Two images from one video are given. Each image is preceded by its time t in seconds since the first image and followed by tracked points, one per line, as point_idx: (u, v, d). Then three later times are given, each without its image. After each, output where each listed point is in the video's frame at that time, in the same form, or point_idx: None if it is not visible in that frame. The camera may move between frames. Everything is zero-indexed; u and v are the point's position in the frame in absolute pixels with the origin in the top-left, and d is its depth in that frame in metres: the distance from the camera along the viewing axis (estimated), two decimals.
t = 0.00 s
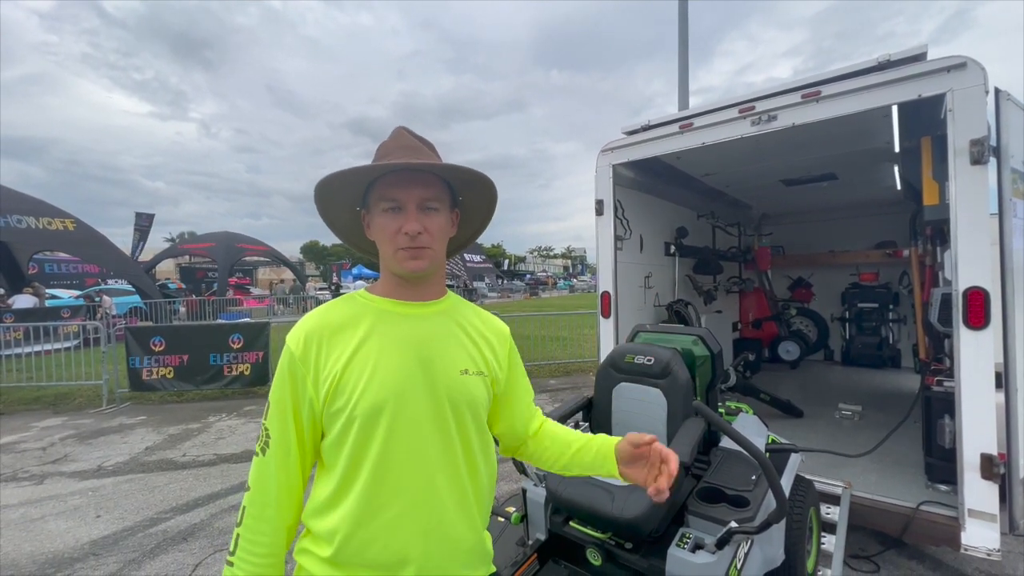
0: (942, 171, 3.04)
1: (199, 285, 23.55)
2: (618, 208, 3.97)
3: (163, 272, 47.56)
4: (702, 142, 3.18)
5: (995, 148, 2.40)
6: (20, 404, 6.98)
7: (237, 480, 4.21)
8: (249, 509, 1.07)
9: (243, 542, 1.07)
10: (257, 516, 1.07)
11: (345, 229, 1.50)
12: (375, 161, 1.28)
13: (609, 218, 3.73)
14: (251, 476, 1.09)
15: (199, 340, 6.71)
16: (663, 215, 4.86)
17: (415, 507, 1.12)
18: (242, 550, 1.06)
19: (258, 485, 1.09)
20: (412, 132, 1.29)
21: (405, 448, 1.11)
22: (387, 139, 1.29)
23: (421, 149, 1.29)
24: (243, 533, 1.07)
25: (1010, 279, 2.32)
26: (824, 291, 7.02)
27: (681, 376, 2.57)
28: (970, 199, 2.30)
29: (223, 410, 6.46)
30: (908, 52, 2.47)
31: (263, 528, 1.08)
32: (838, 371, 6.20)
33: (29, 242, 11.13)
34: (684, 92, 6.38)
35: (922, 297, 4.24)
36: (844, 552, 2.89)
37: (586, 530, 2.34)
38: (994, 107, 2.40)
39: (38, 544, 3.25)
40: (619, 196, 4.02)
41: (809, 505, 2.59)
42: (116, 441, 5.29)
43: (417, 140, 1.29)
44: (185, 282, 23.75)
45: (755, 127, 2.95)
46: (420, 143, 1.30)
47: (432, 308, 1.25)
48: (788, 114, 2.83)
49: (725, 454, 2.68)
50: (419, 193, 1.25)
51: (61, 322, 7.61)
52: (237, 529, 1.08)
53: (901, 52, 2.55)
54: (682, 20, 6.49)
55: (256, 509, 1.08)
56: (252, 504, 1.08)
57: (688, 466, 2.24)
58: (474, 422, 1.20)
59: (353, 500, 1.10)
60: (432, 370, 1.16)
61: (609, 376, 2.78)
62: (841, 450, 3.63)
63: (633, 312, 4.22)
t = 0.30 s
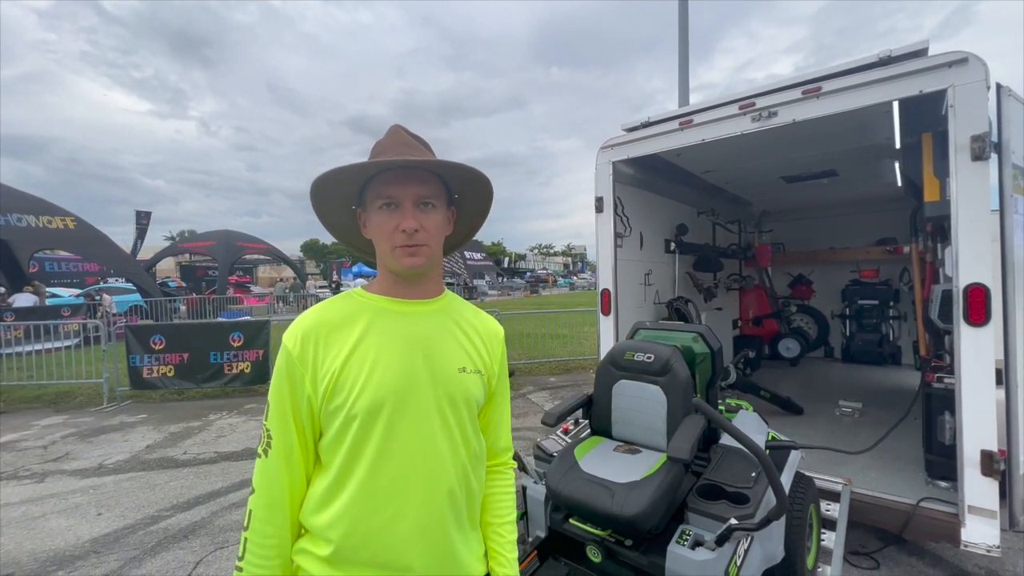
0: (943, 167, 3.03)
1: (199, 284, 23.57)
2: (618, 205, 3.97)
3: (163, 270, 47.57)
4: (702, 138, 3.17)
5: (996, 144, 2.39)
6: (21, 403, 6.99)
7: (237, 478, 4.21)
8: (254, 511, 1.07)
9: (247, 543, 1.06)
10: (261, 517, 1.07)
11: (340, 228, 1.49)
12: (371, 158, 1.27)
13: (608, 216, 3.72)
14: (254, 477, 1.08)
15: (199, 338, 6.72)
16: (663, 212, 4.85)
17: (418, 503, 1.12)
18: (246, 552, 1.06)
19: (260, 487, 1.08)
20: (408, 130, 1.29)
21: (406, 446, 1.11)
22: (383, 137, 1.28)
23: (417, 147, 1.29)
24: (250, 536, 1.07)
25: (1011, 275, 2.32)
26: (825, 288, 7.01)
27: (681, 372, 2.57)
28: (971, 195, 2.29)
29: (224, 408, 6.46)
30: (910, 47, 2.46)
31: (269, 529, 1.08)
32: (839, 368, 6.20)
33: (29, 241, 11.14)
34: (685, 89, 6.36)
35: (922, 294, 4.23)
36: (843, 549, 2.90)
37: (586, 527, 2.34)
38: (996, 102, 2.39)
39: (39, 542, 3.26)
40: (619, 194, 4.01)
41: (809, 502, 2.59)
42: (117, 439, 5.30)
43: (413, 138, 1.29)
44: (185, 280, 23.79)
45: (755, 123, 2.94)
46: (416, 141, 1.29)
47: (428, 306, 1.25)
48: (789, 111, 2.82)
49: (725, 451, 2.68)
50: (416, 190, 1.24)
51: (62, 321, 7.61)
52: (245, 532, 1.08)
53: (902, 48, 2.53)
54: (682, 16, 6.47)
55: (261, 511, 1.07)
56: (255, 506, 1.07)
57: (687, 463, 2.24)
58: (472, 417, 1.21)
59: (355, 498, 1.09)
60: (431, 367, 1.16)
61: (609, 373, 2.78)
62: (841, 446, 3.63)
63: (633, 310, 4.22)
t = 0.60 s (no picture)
0: (944, 164, 3.02)
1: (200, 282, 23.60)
2: (618, 203, 3.96)
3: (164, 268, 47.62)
4: (703, 135, 3.16)
5: (998, 140, 2.38)
6: (23, 401, 7.00)
7: (238, 476, 4.22)
8: (249, 511, 1.06)
9: (243, 545, 1.06)
10: (256, 518, 1.06)
11: (333, 228, 1.48)
12: (361, 157, 1.26)
13: (608, 213, 3.72)
14: (249, 477, 1.08)
15: (201, 336, 6.73)
16: (664, 210, 4.85)
17: (417, 500, 1.12)
18: (243, 554, 1.05)
19: (255, 487, 1.07)
20: (398, 128, 1.28)
21: (404, 444, 1.11)
22: (373, 136, 1.28)
23: (407, 144, 1.28)
24: (244, 537, 1.06)
25: (1013, 272, 2.31)
26: (825, 286, 7.00)
27: (681, 370, 2.57)
28: (973, 191, 2.28)
29: (225, 406, 6.48)
30: (911, 43, 2.45)
31: (264, 529, 1.07)
32: (839, 365, 6.20)
33: (30, 239, 11.14)
34: (686, 86, 6.34)
35: (924, 292, 4.22)
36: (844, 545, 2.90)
37: (586, 524, 2.34)
38: (998, 98, 2.38)
39: (41, 539, 3.27)
40: (619, 191, 4.01)
41: (809, 499, 2.59)
42: (119, 437, 5.31)
43: (403, 136, 1.28)
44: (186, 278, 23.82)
45: (756, 120, 2.93)
46: (405, 139, 1.29)
47: (424, 304, 1.25)
48: (790, 107, 2.81)
49: (726, 448, 2.68)
50: (408, 188, 1.24)
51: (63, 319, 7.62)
52: (238, 532, 1.07)
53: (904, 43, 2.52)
54: (683, 13, 6.45)
55: (257, 510, 1.07)
56: (250, 506, 1.06)
57: (687, 460, 2.24)
58: (469, 416, 1.22)
59: (353, 497, 1.09)
60: (429, 365, 1.16)
61: (609, 371, 2.78)
62: (842, 443, 3.63)
63: (634, 307, 4.22)
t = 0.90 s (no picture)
0: (948, 161, 3.01)
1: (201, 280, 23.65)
2: (620, 200, 3.96)
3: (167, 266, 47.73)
4: (705, 132, 3.15)
5: (1002, 137, 2.37)
6: (25, 398, 7.03)
7: (240, 473, 4.23)
8: (246, 506, 1.07)
9: (239, 540, 1.06)
10: (252, 513, 1.07)
11: (335, 225, 1.48)
12: (366, 156, 1.27)
13: (610, 211, 3.71)
14: (246, 472, 1.08)
15: (203, 334, 6.75)
16: (666, 207, 4.84)
17: (415, 495, 1.12)
18: (239, 548, 1.05)
19: (253, 482, 1.08)
20: (403, 127, 1.28)
21: (401, 440, 1.11)
22: (378, 135, 1.28)
23: (413, 144, 1.28)
24: (240, 532, 1.06)
25: (1016, 269, 2.31)
26: (827, 283, 6.99)
27: (682, 368, 2.56)
28: (976, 188, 2.27)
29: (227, 404, 6.49)
30: (915, 39, 2.44)
31: (259, 524, 1.07)
32: (841, 363, 6.19)
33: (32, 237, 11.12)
34: (688, 83, 6.33)
35: (926, 289, 4.21)
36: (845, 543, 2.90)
37: (586, 521, 2.35)
38: (1001, 94, 2.37)
39: (44, 536, 3.29)
40: (621, 188, 4.00)
41: (811, 497, 2.59)
42: (121, 435, 5.33)
43: (408, 136, 1.28)
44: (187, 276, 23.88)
45: (758, 117, 2.92)
46: (411, 140, 1.29)
47: (424, 301, 1.25)
48: (792, 104, 2.79)
49: (727, 446, 2.68)
50: (412, 189, 1.24)
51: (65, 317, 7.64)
52: (234, 527, 1.07)
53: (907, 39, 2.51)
54: (685, 9, 6.43)
55: (254, 505, 1.07)
56: (246, 501, 1.07)
57: (688, 458, 2.24)
58: (468, 413, 1.22)
59: (349, 493, 1.09)
60: (428, 361, 1.16)
61: (610, 368, 2.78)
62: (843, 441, 3.63)
63: (635, 305, 4.22)
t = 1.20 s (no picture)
0: (952, 158, 2.99)
1: (204, 278, 23.70)
2: (622, 198, 3.95)
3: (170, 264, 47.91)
4: (708, 129, 3.14)
5: (1007, 134, 2.35)
6: (29, 395, 7.06)
7: (242, 470, 4.25)
8: (249, 502, 1.07)
9: (241, 535, 1.07)
10: (254, 509, 1.07)
11: (335, 220, 1.49)
12: (362, 150, 1.26)
13: (612, 208, 3.70)
14: (249, 469, 1.09)
15: (205, 331, 6.76)
16: (668, 205, 4.83)
17: (416, 492, 1.12)
18: (240, 544, 1.06)
19: (255, 478, 1.08)
20: (399, 120, 1.28)
21: (402, 438, 1.11)
22: (374, 128, 1.27)
23: (408, 137, 1.27)
24: (242, 528, 1.07)
25: (1020, 267, 2.30)
26: (830, 281, 6.97)
27: (684, 365, 2.56)
28: (981, 185, 2.26)
29: (229, 401, 6.51)
30: (919, 35, 2.43)
31: (261, 521, 1.07)
32: (843, 361, 6.18)
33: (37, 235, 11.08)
34: (691, 80, 6.30)
35: (930, 287, 4.19)
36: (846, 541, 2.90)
37: (590, 518, 2.37)
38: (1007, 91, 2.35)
39: (48, 532, 3.30)
40: (623, 186, 4.00)
41: (813, 495, 2.59)
42: (124, 432, 5.35)
43: (403, 128, 1.28)
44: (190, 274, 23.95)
45: (761, 114, 2.91)
46: (407, 132, 1.28)
47: (426, 299, 1.25)
48: (795, 101, 2.78)
49: (729, 444, 2.68)
50: (407, 182, 1.24)
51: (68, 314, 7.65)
52: (237, 522, 1.08)
53: (913, 35, 2.49)
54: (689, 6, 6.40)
55: (256, 502, 1.08)
56: (249, 497, 1.08)
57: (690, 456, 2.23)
58: (470, 411, 1.21)
59: (350, 492, 1.09)
60: (429, 359, 1.16)
61: (612, 365, 2.78)
62: (846, 439, 3.63)
63: (637, 302, 4.21)
